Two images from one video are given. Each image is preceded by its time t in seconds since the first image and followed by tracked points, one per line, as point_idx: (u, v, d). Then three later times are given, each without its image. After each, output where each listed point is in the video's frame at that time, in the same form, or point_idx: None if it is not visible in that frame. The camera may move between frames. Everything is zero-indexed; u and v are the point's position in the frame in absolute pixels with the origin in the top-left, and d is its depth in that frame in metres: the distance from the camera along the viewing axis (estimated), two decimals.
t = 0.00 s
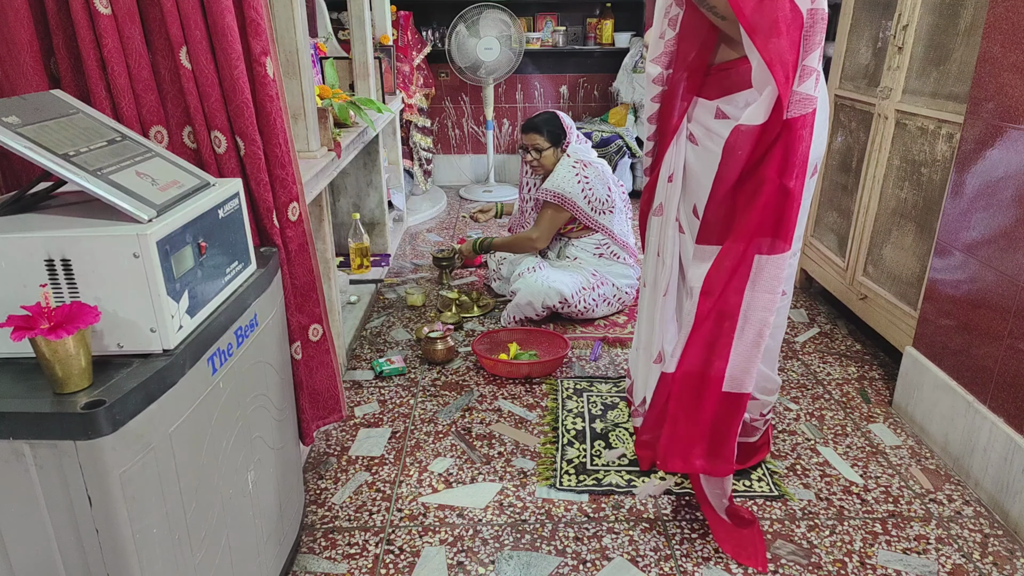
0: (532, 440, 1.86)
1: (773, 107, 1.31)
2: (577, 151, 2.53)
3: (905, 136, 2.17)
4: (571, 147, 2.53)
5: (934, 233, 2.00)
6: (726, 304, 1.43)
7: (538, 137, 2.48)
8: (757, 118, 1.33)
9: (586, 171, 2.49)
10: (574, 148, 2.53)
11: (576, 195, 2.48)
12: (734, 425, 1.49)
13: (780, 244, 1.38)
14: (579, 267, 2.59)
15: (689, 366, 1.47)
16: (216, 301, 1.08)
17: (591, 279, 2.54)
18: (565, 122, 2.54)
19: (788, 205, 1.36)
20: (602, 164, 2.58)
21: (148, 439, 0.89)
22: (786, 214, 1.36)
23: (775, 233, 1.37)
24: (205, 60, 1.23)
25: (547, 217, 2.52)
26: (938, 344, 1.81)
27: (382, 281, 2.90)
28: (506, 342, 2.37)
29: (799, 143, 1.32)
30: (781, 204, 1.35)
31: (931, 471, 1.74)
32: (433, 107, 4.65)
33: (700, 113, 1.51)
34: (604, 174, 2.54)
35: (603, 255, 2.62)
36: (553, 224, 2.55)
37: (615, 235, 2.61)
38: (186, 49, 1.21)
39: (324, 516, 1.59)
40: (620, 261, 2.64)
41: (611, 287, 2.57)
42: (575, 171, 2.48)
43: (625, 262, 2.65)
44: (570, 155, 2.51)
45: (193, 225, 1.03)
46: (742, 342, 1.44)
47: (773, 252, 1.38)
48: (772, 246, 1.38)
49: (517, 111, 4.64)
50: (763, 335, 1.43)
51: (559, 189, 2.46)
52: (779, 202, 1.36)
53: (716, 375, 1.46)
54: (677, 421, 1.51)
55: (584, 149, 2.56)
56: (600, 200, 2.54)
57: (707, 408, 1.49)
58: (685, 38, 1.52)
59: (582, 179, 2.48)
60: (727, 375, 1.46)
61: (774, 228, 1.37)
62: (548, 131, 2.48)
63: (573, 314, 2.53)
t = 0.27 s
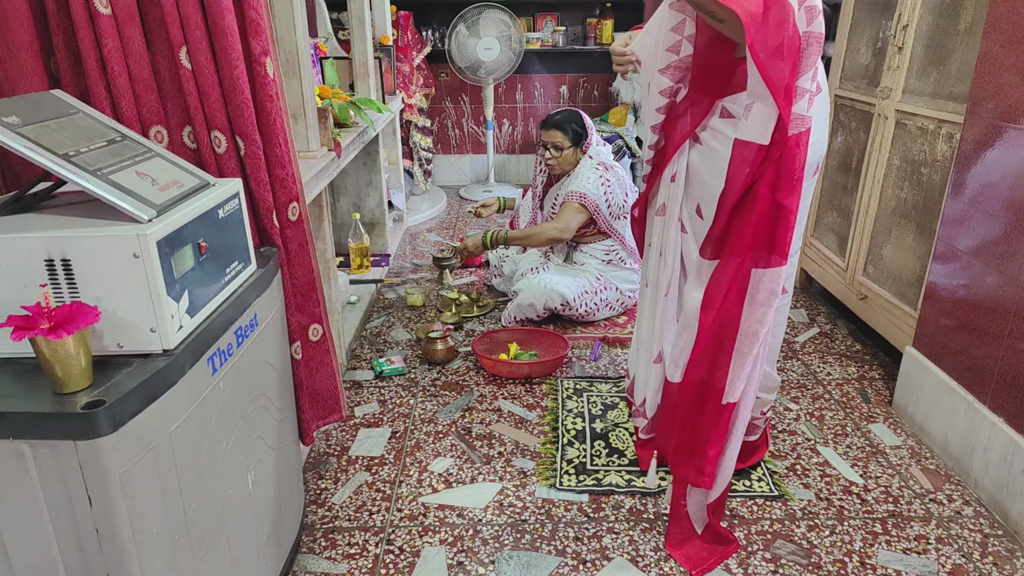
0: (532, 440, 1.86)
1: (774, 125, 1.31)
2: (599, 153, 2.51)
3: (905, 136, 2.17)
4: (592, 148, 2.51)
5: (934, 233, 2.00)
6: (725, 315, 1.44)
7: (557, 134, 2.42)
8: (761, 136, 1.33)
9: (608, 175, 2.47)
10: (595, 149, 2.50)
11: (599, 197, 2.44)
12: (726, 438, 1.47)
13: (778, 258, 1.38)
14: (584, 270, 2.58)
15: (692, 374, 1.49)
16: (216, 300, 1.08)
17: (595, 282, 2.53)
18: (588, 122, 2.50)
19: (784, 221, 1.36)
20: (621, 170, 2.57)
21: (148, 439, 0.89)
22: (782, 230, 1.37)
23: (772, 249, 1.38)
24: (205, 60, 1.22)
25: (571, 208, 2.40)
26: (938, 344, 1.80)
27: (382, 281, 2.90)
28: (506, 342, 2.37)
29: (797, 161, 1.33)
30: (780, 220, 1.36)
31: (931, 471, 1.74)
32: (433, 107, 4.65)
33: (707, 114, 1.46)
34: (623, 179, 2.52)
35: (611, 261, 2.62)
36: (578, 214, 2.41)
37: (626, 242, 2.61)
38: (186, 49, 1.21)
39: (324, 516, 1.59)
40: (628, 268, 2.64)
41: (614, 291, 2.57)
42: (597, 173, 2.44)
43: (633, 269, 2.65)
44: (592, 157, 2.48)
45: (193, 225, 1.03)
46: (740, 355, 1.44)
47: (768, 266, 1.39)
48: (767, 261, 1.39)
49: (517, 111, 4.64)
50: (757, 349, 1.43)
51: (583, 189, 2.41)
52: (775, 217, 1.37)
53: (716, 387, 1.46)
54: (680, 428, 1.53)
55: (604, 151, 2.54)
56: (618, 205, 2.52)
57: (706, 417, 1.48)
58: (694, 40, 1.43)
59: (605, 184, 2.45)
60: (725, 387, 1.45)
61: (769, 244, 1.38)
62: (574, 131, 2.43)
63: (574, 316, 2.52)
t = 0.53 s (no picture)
0: (532, 440, 1.86)
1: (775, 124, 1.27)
2: (611, 159, 2.51)
3: (905, 136, 2.17)
4: (605, 154, 2.51)
5: (934, 233, 2.00)
6: (751, 316, 1.39)
7: (569, 139, 2.42)
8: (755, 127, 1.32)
9: (619, 180, 2.46)
10: (607, 156, 2.51)
11: (607, 200, 2.42)
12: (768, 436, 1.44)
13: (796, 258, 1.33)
14: (586, 272, 2.58)
15: (722, 374, 1.45)
16: (216, 300, 1.08)
17: (596, 285, 2.53)
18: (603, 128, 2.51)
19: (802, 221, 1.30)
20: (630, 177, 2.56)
21: (148, 439, 0.89)
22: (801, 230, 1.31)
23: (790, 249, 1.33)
24: (205, 60, 1.22)
25: (574, 205, 2.38)
26: (938, 344, 1.80)
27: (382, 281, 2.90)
28: (506, 342, 2.37)
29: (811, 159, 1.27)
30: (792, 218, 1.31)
31: (931, 471, 1.74)
32: (433, 107, 4.65)
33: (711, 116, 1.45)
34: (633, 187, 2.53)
35: (616, 268, 2.60)
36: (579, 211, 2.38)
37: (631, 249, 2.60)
38: (186, 49, 1.21)
39: (324, 516, 1.59)
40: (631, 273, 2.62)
41: (616, 295, 2.55)
42: (608, 177, 2.44)
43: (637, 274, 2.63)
44: (604, 162, 2.49)
45: (193, 225, 1.03)
46: (769, 353, 1.40)
47: (787, 266, 1.34)
48: (787, 261, 1.34)
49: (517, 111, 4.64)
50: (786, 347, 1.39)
51: (593, 189, 2.40)
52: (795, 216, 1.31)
53: (748, 385, 1.44)
54: (712, 426, 1.49)
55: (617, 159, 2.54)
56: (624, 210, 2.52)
57: (741, 416, 1.46)
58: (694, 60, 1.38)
59: (614, 189, 2.44)
60: (758, 386, 1.43)
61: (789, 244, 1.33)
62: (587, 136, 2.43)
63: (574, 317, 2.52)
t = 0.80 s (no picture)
0: (532, 440, 1.86)
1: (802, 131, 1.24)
2: (616, 165, 2.51)
3: (905, 136, 2.17)
4: (609, 160, 2.51)
5: (934, 233, 2.00)
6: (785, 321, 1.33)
7: (573, 146, 2.45)
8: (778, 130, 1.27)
9: (621, 186, 2.47)
10: (612, 161, 2.51)
11: (608, 206, 2.43)
12: (809, 443, 1.38)
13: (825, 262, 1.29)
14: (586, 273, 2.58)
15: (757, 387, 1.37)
16: (216, 300, 1.08)
17: (596, 288, 2.53)
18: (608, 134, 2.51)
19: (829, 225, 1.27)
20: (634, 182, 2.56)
21: (148, 439, 0.89)
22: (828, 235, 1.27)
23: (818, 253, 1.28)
24: (205, 60, 1.23)
25: (571, 206, 2.40)
26: (937, 344, 1.80)
27: (383, 281, 2.90)
28: (506, 342, 2.37)
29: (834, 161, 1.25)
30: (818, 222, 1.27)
31: (931, 471, 1.74)
32: (433, 107, 4.65)
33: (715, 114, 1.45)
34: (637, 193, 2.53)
35: (616, 271, 2.58)
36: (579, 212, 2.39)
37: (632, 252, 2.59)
38: (186, 49, 1.21)
39: (324, 516, 1.59)
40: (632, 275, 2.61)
41: (615, 296, 2.55)
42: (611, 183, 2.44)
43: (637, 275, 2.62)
44: (607, 167, 2.49)
45: (193, 225, 1.03)
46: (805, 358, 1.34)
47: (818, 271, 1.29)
48: (815, 266, 1.29)
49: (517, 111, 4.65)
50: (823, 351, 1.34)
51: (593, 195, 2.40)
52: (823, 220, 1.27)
53: (782, 393, 1.36)
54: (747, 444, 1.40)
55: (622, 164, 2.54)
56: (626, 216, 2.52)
57: (778, 425, 1.39)
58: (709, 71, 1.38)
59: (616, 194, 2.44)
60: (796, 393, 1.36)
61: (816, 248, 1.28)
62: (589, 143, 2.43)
63: (574, 317, 2.52)
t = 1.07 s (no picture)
0: (532, 440, 1.86)
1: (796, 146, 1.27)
2: (619, 171, 2.51)
3: (905, 136, 2.17)
4: (612, 167, 2.51)
5: (934, 233, 2.00)
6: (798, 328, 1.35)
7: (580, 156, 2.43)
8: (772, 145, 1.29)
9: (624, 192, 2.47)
10: (615, 169, 2.51)
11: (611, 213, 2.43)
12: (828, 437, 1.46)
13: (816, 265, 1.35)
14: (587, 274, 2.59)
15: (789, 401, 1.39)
16: (216, 300, 1.08)
17: (596, 288, 2.53)
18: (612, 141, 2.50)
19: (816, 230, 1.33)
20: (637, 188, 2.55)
21: (148, 439, 0.89)
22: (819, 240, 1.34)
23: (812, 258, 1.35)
24: (205, 60, 1.22)
25: (576, 215, 2.38)
26: (937, 344, 1.80)
27: (383, 281, 2.90)
28: (506, 342, 2.37)
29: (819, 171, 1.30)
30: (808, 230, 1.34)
31: (931, 471, 1.74)
32: (433, 107, 4.65)
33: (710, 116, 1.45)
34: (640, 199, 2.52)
35: (617, 273, 2.58)
36: (582, 221, 2.37)
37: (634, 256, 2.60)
38: (186, 49, 1.21)
39: (324, 516, 1.59)
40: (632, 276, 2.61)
41: (616, 297, 2.56)
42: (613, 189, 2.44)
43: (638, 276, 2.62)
44: (610, 173, 2.49)
45: (193, 225, 1.03)
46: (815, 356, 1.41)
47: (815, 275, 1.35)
48: (810, 270, 1.35)
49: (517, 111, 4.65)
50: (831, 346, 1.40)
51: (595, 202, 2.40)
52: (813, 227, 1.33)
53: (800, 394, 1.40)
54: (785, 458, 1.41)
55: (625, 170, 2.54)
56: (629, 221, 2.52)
57: (802, 428, 1.43)
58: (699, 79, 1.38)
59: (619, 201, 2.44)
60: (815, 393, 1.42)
61: (807, 253, 1.34)
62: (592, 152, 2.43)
63: (574, 318, 2.52)
